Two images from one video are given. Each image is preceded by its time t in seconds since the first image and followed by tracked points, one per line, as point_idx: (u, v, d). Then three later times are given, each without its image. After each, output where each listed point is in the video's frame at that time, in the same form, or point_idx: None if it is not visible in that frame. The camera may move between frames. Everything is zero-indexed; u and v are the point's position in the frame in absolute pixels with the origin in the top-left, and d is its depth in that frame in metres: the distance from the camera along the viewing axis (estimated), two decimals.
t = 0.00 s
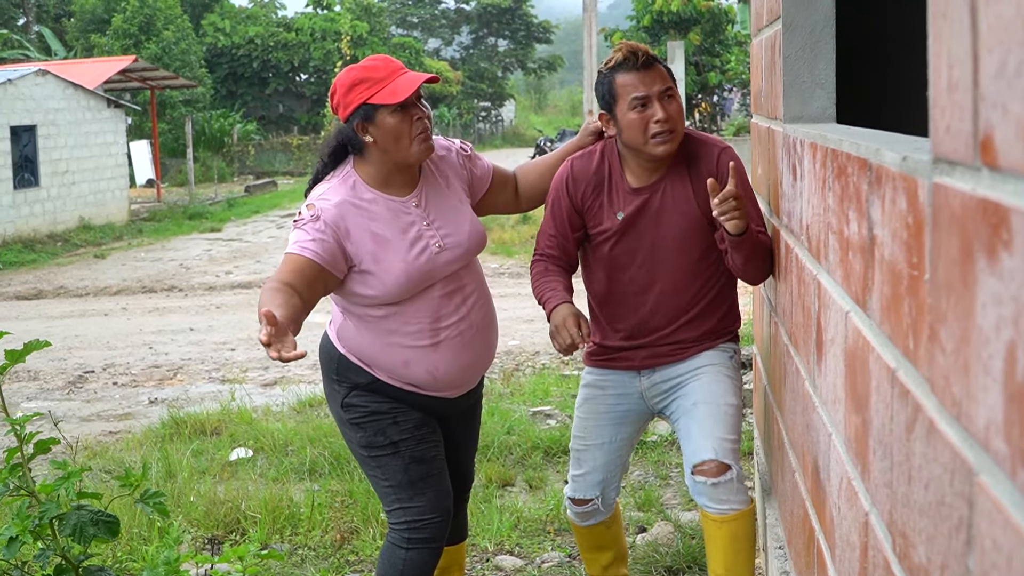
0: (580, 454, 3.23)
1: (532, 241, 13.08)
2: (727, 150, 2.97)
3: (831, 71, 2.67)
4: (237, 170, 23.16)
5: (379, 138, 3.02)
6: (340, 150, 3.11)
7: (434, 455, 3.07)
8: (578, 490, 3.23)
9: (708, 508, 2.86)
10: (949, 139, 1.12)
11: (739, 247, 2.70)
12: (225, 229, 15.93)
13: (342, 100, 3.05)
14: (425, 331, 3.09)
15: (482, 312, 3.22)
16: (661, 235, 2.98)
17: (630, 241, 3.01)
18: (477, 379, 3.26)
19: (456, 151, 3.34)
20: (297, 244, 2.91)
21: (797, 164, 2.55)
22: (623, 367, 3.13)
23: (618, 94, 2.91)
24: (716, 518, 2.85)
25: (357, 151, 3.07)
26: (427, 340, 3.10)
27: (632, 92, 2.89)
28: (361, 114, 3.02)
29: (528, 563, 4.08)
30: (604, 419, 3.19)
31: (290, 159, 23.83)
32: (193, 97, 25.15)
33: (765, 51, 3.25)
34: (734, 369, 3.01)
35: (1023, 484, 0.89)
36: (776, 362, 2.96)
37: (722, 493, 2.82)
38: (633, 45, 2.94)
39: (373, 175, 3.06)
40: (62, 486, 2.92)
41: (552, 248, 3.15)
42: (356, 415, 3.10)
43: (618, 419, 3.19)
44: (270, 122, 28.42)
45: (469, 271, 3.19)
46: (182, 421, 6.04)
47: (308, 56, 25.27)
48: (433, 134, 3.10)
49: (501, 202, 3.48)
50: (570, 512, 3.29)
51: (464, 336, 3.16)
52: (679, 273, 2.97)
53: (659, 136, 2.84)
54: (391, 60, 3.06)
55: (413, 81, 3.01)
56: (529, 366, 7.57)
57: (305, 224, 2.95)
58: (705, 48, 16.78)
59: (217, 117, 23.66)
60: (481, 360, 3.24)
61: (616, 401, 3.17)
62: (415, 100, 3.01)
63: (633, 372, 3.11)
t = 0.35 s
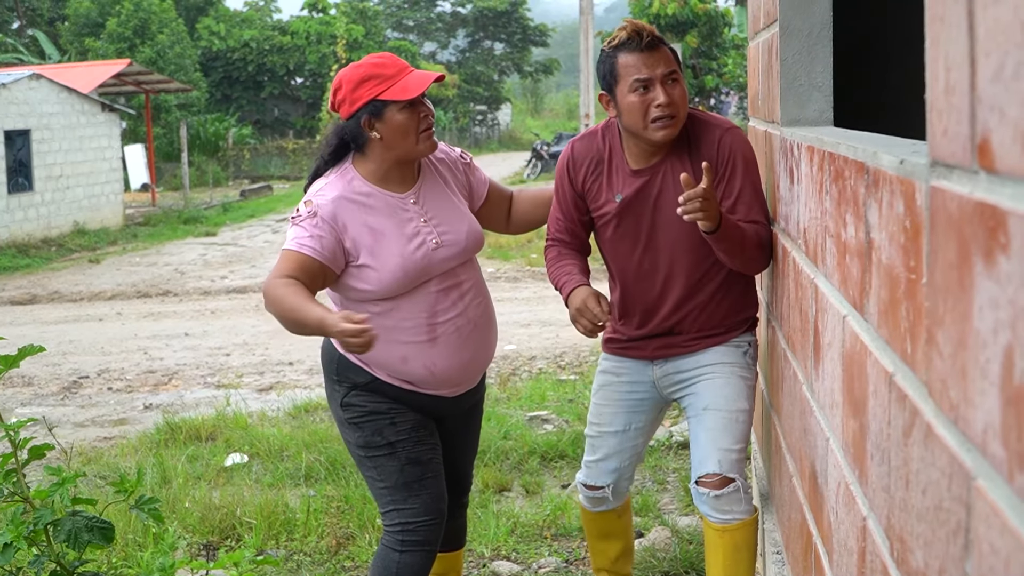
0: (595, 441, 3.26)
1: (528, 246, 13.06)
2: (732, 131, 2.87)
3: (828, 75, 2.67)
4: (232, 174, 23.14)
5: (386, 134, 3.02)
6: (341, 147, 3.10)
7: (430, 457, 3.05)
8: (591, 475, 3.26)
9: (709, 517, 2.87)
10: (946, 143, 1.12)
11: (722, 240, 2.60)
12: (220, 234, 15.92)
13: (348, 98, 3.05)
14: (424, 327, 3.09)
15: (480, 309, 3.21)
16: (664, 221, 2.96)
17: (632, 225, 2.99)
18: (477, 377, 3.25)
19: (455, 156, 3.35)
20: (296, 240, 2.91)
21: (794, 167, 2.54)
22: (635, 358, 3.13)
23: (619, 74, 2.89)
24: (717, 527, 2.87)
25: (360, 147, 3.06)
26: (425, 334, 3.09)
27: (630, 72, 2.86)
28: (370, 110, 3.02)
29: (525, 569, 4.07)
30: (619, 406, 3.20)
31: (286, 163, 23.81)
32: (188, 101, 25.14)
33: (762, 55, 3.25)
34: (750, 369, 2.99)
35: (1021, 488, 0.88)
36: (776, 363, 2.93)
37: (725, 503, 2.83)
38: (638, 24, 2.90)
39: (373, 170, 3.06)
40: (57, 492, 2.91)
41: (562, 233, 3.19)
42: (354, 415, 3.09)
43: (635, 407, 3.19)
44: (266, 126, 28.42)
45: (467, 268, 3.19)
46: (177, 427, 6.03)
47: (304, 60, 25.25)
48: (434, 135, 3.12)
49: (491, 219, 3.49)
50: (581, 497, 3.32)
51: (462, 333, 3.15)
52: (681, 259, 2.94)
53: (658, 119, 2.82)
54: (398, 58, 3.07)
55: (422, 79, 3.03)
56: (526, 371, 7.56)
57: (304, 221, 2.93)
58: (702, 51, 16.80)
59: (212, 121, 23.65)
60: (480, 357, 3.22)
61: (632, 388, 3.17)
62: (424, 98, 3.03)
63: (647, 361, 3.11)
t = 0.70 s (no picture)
0: (580, 458, 3.24)
1: (522, 249, 13.06)
2: (705, 164, 2.93)
3: (820, 78, 2.68)
4: (224, 177, 23.09)
5: (422, 149, 2.97)
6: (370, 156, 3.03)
7: (431, 458, 3.06)
8: (574, 495, 3.19)
9: (686, 525, 2.85)
10: (937, 146, 1.12)
11: (688, 279, 2.67)
12: (213, 237, 15.89)
13: (381, 117, 2.94)
14: (453, 328, 3.12)
15: (501, 313, 3.25)
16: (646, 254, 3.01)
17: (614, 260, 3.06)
18: (490, 379, 3.27)
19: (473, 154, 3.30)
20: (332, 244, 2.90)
21: (786, 171, 2.55)
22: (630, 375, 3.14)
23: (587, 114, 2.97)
24: (694, 534, 2.84)
25: (393, 163, 3.01)
26: (454, 333, 3.12)
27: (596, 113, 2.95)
28: (404, 128, 2.94)
29: (518, 571, 4.07)
30: (608, 424, 3.22)
31: (278, 166, 23.77)
32: (181, 104, 25.11)
33: (755, 57, 3.25)
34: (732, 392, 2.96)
35: (1012, 490, 0.89)
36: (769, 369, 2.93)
37: (695, 509, 2.81)
38: (601, 66, 3.00)
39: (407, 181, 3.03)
40: (49, 496, 2.90)
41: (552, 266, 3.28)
42: (360, 409, 3.08)
43: (622, 425, 3.21)
44: (259, 129, 28.39)
45: (492, 268, 3.22)
46: (170, 430, 6.02)
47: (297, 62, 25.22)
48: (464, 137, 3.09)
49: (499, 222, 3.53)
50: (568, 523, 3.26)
51: (487, 336, 3.19)
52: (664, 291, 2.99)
53: (610, 160, 2.91)
54: (426, 71, 2.98)
55: (455, 94, 2.96)
56: (519, 374, 7.56)
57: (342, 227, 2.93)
58: (695, 53, 16.81)
59: (204, 124, 23.61)
60: (496, 359, 3.25)
61: (621, 406, 3.19)
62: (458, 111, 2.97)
63: (637, 383, 3.13)
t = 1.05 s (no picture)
0: (580, 455, 3.24)
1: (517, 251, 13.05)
2: (729, 176, 2.92)
3: (816, 78, 2.67)
4: (218, 178, 23.03)
5: (437, 180, 3.00)
6: (390, 181, 3.02)
7: (439, 439, 3.08)
8: (570, 487, 3.20)
9: (685, 529, 2.83)
10: (935, 146, 1.12)
11: (693, 271, 2.66)
12: (206, 239, 15.85)
13: (407, 138, 2.98)
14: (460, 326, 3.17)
15: (504, 319, 3.29)
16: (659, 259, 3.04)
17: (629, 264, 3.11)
18: (495, 376, 3.32)
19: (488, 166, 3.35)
20: (346, 281, 2.96)
21: (783, 173, 2.54)
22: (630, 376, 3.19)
23: (593, 125, 3.00)
24: (693, 539, 2.83)
25: (408, 187, 3.04)
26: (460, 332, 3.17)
27: (602, 124, 2.98)
28: (426, 159, 2.97)
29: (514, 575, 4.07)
30: (610, 422, 3.22)
31: (272, 167, 23.73)
32: (174, 105, 25.06)
33: (750, 57, 3.25)
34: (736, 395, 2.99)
35: (1010, 493, 0.88)
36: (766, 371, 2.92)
37: (695, 513, 2.80)
38: (619, 78, 3.00)
39: (420, 205, 3.06)
40: (43, 500, 2.89)
41: (575, 261, 3.36)
42: (369, 398, 3.13)
43: (625, 425, 3.21)
44: (252, 130, 28.34)
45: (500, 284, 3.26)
46: (164, 433, 5.99)
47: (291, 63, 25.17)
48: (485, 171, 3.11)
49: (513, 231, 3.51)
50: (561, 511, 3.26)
51: (490, 341, 3.23)
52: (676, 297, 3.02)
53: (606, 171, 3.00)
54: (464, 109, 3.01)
55: (486, 138, 3.01)
56: (514, 377, 7.54)
57: (355, 262, 2.96)
58: (691, 54, 16.80)
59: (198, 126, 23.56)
60: (500, 358, 3.30)
61: (625, 406, 3.20)
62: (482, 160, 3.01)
63: (637, 383, 3.17)
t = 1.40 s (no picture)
0: (581, 445, 3.25)
1: (513, 250, 13.03)
2: (717, 166, 2.89)
3: (814, 77, 2.67)
4: (214, 178, 22.99)
5: (418, 154, 3.04)
6: (371, 165, 3.07)
7: (404, 456, 3.18)
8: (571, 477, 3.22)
9: (681, 526, 2.84)
10: (933, 146, 1.12)
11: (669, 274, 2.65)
12: (202, 239, 15.83)
13: (383, 117, 3.04)
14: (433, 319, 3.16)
15: (482, 309, 3.30)
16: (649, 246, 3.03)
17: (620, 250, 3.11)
18: (474, 368, 3.32)
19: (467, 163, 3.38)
20: (328, 256, 2.98)
21: (780, 171, 2.54)
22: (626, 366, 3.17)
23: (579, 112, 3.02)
24: (690, 537, 2.84)
25: (392, 167, 3.08)
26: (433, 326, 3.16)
27: (588, 110, 3.00)
28: (404, 132, 3.03)
29: None
30: (608, 414, 3.22)
31: (268, 167, 23.69)
32: (170, 105, 25.03)
33: (749, 58, 3.24)
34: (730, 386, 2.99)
35: (1009, 494, 0.88)
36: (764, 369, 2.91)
37: (690, 510, 2.81)
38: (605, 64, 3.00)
39: (405, 185, 3.09)
40: (38, 500, 2.89)
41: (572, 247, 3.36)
42: (345, 402, 3.19)
43: (621, 416, 3.20)
44: (249, 130, 28.30)
45: (476, 272, 3.27)
46: (159, 434, 5.98)
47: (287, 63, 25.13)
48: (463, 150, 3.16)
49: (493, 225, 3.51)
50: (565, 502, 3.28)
51: (466, 332, 3.23)
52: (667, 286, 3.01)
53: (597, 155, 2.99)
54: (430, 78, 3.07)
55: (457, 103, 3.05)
56: (511, 378, 7.53)
57: (340, 237, 2.99)
58: (689, 53, 16.79)
59: (193, 126, 23.53)
60: (477, 350, 3.29)
61: (620, 398, 3.19)
62: (457, 122, 3.06)
63: (634, 372, 3.15)
